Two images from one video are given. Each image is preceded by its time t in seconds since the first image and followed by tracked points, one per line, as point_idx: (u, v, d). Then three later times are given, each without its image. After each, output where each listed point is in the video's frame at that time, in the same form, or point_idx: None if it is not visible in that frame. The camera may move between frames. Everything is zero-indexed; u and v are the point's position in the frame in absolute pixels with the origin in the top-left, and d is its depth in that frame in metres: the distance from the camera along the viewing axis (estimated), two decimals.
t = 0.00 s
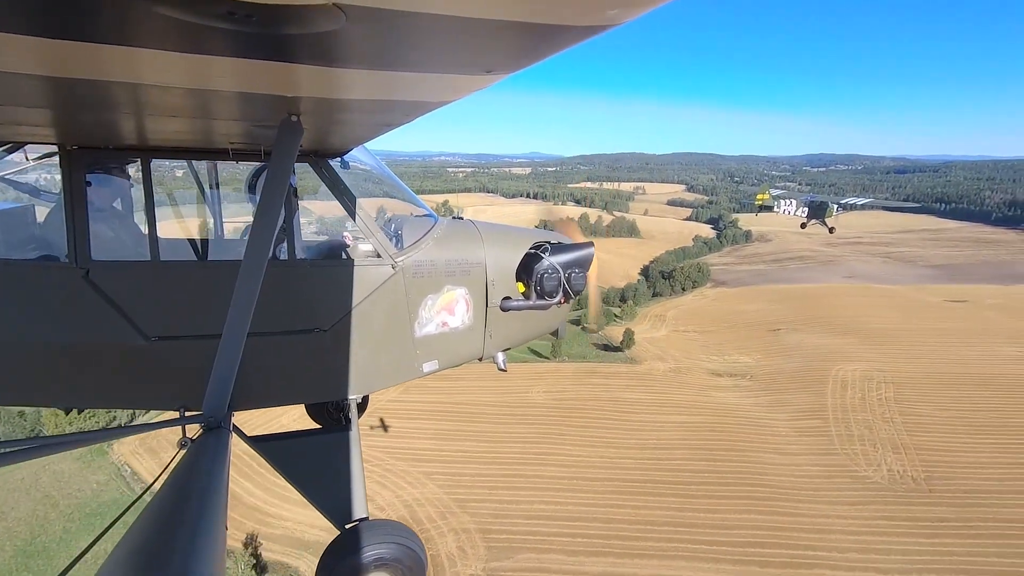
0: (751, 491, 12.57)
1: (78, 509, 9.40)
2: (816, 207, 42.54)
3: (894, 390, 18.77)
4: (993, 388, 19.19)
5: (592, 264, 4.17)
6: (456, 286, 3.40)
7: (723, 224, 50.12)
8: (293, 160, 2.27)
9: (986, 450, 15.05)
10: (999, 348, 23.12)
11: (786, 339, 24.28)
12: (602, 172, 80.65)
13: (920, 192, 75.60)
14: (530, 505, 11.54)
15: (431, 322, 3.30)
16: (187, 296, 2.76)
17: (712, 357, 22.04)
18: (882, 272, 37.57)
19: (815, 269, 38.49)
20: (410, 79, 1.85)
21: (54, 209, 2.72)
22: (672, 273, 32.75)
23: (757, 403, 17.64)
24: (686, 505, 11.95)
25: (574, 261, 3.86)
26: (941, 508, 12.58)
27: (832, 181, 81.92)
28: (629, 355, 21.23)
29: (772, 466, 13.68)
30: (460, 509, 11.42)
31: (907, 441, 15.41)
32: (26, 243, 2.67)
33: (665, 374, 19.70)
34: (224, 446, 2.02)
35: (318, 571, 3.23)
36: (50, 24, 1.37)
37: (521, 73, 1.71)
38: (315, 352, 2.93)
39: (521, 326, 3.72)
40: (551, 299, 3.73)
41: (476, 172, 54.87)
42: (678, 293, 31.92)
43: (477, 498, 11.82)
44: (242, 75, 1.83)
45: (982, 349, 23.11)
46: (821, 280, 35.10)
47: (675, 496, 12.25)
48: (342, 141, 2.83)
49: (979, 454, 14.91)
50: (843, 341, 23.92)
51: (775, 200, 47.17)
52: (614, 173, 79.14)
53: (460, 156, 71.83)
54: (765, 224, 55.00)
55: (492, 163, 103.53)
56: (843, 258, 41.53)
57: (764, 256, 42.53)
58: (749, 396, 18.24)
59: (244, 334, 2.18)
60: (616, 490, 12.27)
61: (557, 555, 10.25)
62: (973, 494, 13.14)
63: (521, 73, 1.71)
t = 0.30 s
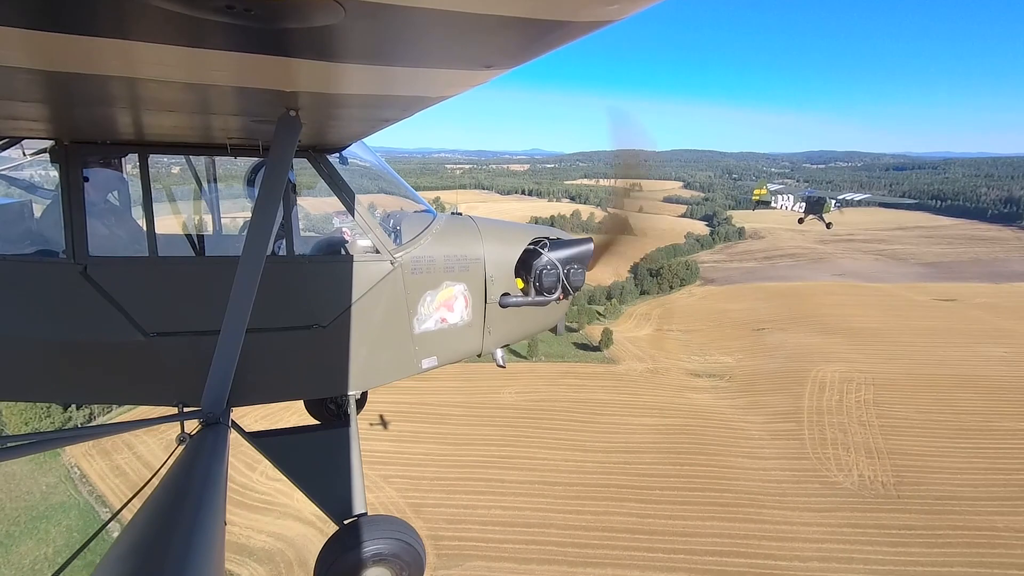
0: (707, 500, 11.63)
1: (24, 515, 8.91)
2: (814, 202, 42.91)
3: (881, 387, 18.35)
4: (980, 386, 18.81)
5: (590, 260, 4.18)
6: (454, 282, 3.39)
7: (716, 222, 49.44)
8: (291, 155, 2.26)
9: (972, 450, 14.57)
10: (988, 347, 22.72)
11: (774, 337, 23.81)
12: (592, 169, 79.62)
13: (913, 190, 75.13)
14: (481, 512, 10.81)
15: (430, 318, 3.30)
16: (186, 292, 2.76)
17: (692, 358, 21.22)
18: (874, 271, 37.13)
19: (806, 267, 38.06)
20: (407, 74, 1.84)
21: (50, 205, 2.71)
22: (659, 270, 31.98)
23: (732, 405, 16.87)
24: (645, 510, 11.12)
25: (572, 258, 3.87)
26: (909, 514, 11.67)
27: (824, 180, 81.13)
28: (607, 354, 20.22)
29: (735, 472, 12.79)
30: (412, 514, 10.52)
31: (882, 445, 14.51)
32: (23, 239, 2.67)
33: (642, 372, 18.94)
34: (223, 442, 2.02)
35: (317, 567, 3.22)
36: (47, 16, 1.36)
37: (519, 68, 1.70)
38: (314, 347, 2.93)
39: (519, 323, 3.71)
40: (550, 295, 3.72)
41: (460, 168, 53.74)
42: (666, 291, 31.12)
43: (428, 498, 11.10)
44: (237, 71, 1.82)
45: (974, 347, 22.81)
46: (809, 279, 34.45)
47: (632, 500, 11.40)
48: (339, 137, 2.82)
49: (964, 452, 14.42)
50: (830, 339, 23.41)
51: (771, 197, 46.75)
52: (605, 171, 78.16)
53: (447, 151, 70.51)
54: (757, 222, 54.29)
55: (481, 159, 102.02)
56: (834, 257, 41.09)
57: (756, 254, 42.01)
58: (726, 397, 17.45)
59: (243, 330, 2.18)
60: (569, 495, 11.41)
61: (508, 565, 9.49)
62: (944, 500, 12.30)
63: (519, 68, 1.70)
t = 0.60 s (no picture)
0: (668, 510, 11.24)
1: None
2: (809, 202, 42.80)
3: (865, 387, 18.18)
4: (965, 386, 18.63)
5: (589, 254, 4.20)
6: (453, 274, 3.38)
7: (710, 221, 49.06)
8: (290, 145, 2.25)
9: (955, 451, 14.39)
10: (977, 346, 22.50)
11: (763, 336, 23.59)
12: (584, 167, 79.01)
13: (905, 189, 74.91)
14: (438, 521, 10.55)
15: (429, 310, 3.30)
16: (185, 284, 2.76)
17: (672, 358, 20.89)
18: (865, 270, 36.96)
19: (797, 266, 37.89)
20: (406, 65, 1.83)
21: (48, 194, 2.71)
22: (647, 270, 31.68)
23: (708, 408, 16.52)
24: (605, 517, 10.74)
25: (571, 250, 3.89)
26: (877, 524, 11.31)
27: (819, 179, 80.53)
28: (586, 356, 19.88)
29: (702, 480, 12.42)
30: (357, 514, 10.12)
31: (856, 450, 14.08)
32: (19, 227, 2.67)
33: (621, 374, 18.70)
34: (221, 434, 2.03)
35: (317, 557, 3.24)
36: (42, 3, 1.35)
37: (519, 60, 1.70)
38: (313, 339, 2.93)
39: (517, 315, 3.71)
40: (549, 288, 3.73)
41: (449, 165, 53.19)
42: (653, 291, 30.70)
43: (401, 501, 10.89)
44: (234, 60, 1.81)
45: (963, 346, 22.74)
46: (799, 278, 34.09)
47: (597, 507, 11.06)
48: (338, 128, 2.81)
49: (946, 454, 14.22)
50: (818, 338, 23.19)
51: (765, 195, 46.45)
52: (597, 169, 77.61)
53: (436, 147, 69.64)
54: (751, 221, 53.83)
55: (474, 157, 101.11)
56: (825, 256, 40.91)
57: (747, 253, 41.75)
58: (702, 400, 17.11)
59: (242, 321, 2.18)
60: (536, 503, 11.14)
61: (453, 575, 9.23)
62: (914, 507, 11.94)
63: (519, 59, 1.69)
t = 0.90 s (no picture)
0: (627, 522, 10.86)
1: None
2: (808, 203, 42.82)
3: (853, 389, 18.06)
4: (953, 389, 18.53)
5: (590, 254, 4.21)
6: (453, 274, 3.39)
7: (704, 222, 48.83)
8: (291, 144, 2.25)
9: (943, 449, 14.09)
10: (965, 348, 22.45)
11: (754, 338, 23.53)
12: (576, 167, 78.79)
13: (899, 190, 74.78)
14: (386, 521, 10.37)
15: (430, 309, 3.30)
16: (184, 283, 2.76)
17: (652, 362, 20.65)
18: (858, 271, 36.82)
19: (789, 267, 37.72)
20: (406, 63, 1.83)
21: (48, 193, 2.72)
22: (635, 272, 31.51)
23: (684, 413, 16.25)
24: (561, 528, 10.48)
25: (572, 250, 3.89)
26: (842, 536, 10.96)
27: (815, 180, 80.25)
28: (561, 358, 19.59)
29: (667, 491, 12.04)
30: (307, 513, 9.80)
31: (831, 457, 13.76)
32: (21, 226, 2.68)
33: (601, 377, 18.37)
34: (221, 433, 2.03)
35: (316, 556, 3.25)
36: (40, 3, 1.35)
37: (520, 59, 1.69)
38: (313, 338, 2.93)
39: (518, 315, 3.71)
40: (549, 288, 3.74)
41: (440, 165, 52.88)
42: (640, 294, 30.46)
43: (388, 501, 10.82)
44: (234, 59, 1.81)
45: (954, 348, 22.67)
46: (792, 279, 33.89)
47: (560, 516, 10.86)
48: (338, 128, 2.82)
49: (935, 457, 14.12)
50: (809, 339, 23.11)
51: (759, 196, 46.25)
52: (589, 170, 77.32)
53: (427, 147, 69.09)
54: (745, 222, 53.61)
55: (468, 158, 100.59)
56: (817, 258, 40.77)
57: (740, 254, 41.55)
58: (678, 404, 16.93)
59: (242, 321, 2.18)
60: (502, 512, 11.00)
61: None
62: (884, 517, 11.61)
63: (521, 59, 1.69)
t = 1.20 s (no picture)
0: (556, 535, 9.28)
1: None
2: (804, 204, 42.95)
3: (849, 376, 17.53)
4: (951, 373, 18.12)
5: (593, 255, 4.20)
6: (455, 275, 3.39)
7: (697, 222, 48.13)
8: (292, 146, 2.26)
9: (935, 444, 13.34)
10: (963, 338, 21.95)
11: (751, 329, 22.93)
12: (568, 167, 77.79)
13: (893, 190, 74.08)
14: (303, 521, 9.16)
15: (431, 310, 3.30)
16: (186, 285, 2.76)
17: (632, 365, 18.70)
18: (853, 270, 36.29)
19: (782, 267, 37.20)
20: (408, 65, 1.83)
21: (51, 194, 2.72)
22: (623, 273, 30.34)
23: (655, 417, 14.48)
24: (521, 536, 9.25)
25: (574, 251, 3.89)
26: (808, 548, 9.41)
27: (811, 179, 79.37)
28: (538, 362, 17.74)
29: (614, 498, 10.40)
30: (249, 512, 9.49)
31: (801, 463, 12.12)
32: (25, 228, 2.69)
33: (573, 381, 16.51)
34: (223, 434, 2.03)
35: (318, 558, 3.24)
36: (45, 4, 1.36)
37: (521, 60, 1.70)
38: (315, 339, 2.93)
39: (520, 316, 3.71)
40: (551, 289, 3.74)
41: (424, 163, 51.68)
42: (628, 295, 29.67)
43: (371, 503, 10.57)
44: (237, 60, 1.81)
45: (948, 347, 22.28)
46: (783, 279, 33.24)
47: (511, 525, 9.53)
48: (339, 129, 2.83)
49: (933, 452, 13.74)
50: (804, 330, 22.63)
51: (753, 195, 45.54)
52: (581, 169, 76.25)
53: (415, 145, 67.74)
54: (738, 222, 52.82)
55: (458, 158, 99.12)
56: (811, 258, 40.20)
57: (732, 254, 40.96)
58: (653, 409, 15.03)
59: (244, 322, 2.18)
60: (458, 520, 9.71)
61: None
62: (851, 527, 9.98)
63: (521, 60, 1.70)
